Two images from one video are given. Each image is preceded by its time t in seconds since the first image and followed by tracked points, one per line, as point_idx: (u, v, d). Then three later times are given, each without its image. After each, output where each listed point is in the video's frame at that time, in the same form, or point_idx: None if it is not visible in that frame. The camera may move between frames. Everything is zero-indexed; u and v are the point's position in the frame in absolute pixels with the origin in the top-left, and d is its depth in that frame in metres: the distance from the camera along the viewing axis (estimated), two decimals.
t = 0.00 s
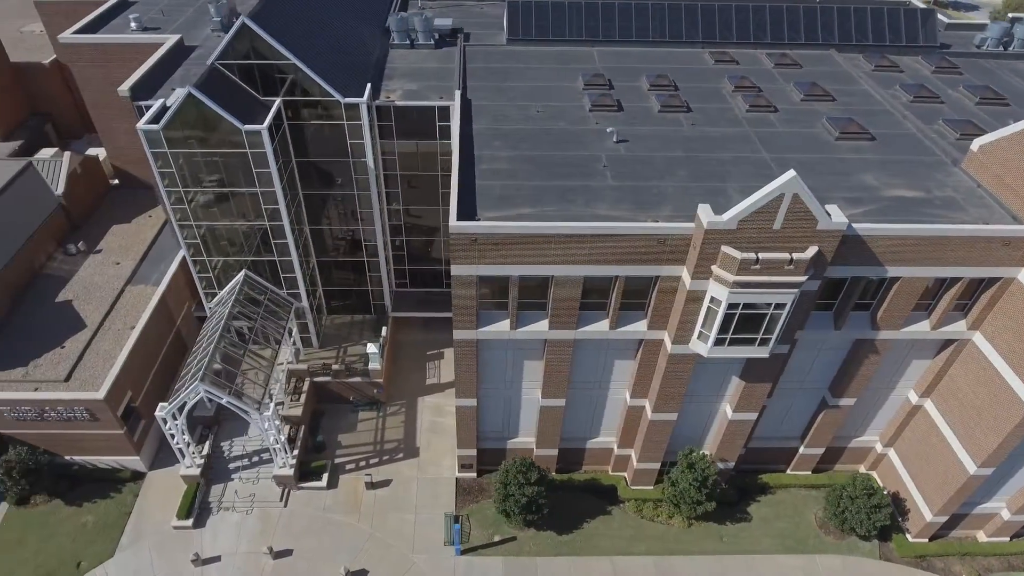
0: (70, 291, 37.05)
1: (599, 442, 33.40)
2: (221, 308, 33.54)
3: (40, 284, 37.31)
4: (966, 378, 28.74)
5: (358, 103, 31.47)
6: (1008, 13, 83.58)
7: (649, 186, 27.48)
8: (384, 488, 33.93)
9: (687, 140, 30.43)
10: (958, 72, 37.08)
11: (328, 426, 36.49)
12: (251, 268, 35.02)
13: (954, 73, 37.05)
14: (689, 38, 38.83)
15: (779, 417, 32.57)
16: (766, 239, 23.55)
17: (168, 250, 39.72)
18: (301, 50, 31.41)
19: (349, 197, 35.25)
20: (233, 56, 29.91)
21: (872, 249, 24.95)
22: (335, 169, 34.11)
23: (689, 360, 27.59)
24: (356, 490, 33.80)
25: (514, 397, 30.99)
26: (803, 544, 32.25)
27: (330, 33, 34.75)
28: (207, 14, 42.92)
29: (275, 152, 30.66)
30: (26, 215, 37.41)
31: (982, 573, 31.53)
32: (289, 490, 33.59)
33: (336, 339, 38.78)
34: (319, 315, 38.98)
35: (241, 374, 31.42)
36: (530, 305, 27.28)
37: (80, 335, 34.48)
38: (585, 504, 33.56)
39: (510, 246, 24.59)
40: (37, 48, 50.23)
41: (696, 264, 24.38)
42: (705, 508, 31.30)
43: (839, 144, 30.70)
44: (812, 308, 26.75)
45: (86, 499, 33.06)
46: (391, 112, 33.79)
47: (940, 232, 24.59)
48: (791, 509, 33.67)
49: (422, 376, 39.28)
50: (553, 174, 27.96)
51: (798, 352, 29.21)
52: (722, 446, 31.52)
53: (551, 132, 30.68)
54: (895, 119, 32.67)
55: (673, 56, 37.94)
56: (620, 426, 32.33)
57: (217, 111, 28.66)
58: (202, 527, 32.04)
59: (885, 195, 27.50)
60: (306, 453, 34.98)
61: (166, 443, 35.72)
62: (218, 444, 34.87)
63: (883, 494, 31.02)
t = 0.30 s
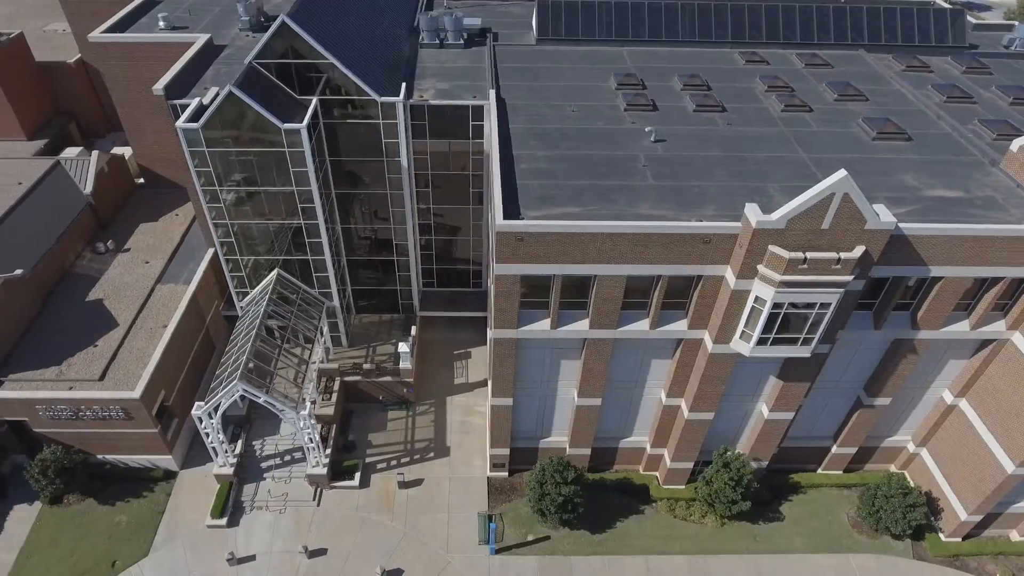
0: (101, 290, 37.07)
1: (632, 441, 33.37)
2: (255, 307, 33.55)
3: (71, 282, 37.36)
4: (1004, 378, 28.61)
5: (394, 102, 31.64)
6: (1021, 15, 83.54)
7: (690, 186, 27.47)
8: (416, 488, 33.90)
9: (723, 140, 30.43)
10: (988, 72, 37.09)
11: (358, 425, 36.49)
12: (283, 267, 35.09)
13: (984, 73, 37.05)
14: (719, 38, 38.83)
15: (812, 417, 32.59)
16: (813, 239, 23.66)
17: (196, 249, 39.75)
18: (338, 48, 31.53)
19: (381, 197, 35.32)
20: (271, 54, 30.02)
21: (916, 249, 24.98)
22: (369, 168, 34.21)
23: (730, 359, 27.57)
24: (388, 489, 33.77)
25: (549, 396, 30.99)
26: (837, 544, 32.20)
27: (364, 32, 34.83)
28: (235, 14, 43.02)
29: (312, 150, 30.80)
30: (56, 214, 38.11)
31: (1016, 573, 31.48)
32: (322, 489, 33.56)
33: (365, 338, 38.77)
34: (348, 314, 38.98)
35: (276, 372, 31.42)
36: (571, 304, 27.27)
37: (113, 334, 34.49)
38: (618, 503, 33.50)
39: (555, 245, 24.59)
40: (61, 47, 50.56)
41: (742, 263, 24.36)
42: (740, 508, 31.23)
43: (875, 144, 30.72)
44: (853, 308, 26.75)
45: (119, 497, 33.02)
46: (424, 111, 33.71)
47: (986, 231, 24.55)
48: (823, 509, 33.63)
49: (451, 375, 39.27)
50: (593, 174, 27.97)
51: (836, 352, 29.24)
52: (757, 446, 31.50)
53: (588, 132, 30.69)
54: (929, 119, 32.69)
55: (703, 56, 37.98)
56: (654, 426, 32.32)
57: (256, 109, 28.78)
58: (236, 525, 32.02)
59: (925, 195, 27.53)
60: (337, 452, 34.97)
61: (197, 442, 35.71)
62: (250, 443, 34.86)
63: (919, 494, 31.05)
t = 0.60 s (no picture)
0: (129, 289, 37.00)
1: (664, 440, 33.42)
2: (287, 307, 33.60)
3: (98, 282, 37.29)
4: None
5: (429, 101, 31.73)
6: None
7: (729, 185, 27.48)
8: (447, 487, 33.90)
9: (758, 139, 30.42)
10: (1016, 71, 37.12)
11: (388, 424, 36.49)
12: (315, 266, 35.20)
13: (1012, 72, 37.08)
14: (746, 36, 38.73)
15: (844, 416, 32.69)
16: (859, 237, 23.68)
17: (223, 248, 39.75)
18: (372, 47, 31.53)
19: (412, 196, 35.37)
20: (307, 53, 30.08)
21: (959, 248, 25.03)
22: (401, 168, 34.27)
23: (768, 358, 27.60)
24: (420, 488, 33.77)
25: (583, 395, 31.03)
26: (870, 543, 32.24)
27: (394, 31, 34.77)
28: (259, 13, 42.97)
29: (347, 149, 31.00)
30: (83, 213, 38.27)
31: None
32: (354, 488, 33.55)
33: (393, 337, 38.77)
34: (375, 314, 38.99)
35: (311, 371, 31.43)
36: (611, 303, 27.26)
37: (143, 333, 34.45)
38: (650, 502, 33.52)
39: (599, 244, 24.60)
40: (81, 46, 50.40)
41: (787, 262, 24.40)
42: (774, 507, 31.29)
43: (910, 143, 30.75)
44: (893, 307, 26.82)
45: (151, 497, 32.99)
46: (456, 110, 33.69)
47: None
48: (854, 508, 33.68)
49: (478, 374, 39.29)
50: (632, 173, 27.97)
51: (872, 351, 29.35)
52: (791, 444, 31.54)
53: (623, 131, 30.68)
54: (961, 118, 32.72)
55: (730, 54, 37.91)
56: (687, 425, 32.36)
57: (294, 107, 28.97)
58: (269, 525, 32.02)
59: (964, 194, 27.57)
60: (368, 451, 34.97)
61: (227, 441, 35.68)
62: (281, 442, 34.86)
63: (954, 493, 31.12)
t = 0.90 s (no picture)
0: (160, 288, 37.00)
1: (697, 439, 33.44)
2: (320, 305, 33.60)
3: (129, 281, 37.26)
4: None
5: (465, 100, 31.56)
6: None
7: (770, 184, 27.49)
8: (480, 486, 33.91)
9: (795, 139, 30.42)
10: None
11: (418, 423, 36.49)
12: (347, 265, 35.24)
13: None
14: (775, 36, 38.69)
15: (878, 416, 32.70)
16: (906, 236, 23.75)
17: (251, 247, 39.79)
18: (409, 46, 31.57)
19: (444, 195, 35.36)
20: (346, 51, 30.25)
21: (1003, 248, 25.03)
22: (434, 166, 34.25)
23: (808, 357, 27.62)
24: (452, 487, 33.78)
25: (619, 394, 31.03)
26: (903, 543, 32.25)
27: (427, 30, 34.71)
28: (285, 11, 42.95)
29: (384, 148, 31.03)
30: (112, 211, 38.28)
31: None
32: (387, 487, 33.55)
33: (421, 336, 38.77)
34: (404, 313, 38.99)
35: (347, 369, 31.46)
36: (652, 301, 27.25)
37: (176, 331, 34.43)
38: (683, 501, 33.52)
39: (645, 242, 24.62)
40: (104, 46, 50.48)
41: (832, 261, 24.42)
42: (809, 506, 31.28)
43: (946, 143, 30.74)
44: (934, 306, 26.81)
45: (185, 495, 32.99)
46: (490, 109, 33.68)
47: None
48: (887, 508, 33.69)
49: (506, 373, 39.32)
50: (672, 172, 27.99)
51: (910, 351, 29.36)
52: (826, 444, 31.51)
53: (659, 130, 30.70)
54: (995, 119, 32.72)
55: (760, 54, 37.88)
56: (721, 424, 32.35)
57: (334, 106, 29.07)
58: (304, 523, 32.01)
59: (1004, 193, 27.60)
60: (399, 450, 34.97)
61: (258, 439, 35.69)
62: (313, 440, 34.87)
63: (989, 493, 31.13)
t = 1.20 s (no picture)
0: (189, 287, 36.94)
1: (729, 438, 33.48)
2: (353, 304, 33.63)
3: (157, 279, 37.22)
4: None
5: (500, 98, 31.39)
6: None
7: (809, 182, 27.52)
8: (512, 485, 33.90)
9: (830, 138, 30.44)
10: None
11: (448, 422, 36.49)
12: (379, 264, 35.30)
13: None
14: (803, 36, 38.70)
15: (910, 414, 32.76)
16: (952, 235, 23.87)
17: (278, 246, 39.79)
18: (444, 44, 31.62)
19: (475, 194, 35.32)
20: (383, 49, 30.39)
21: None
22: (466, 165, 34.20)
23: (847, 356, 27.66)
24: (484, 486, 33.78)
25: (654, 393, 31.06)
26: (936, 542, 32.25)
27: (459, 28, 34.67)
28: (310, 11, 42.96)
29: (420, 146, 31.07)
30: (140, 210, 38.26)
31: None
32: (419, 485, 33.54)
33: (449, 335, 38.77)
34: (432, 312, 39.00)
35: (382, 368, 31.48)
36: (692, 300, 27.29)
37: (207, 329, 34.42)
38: (715, 500, 33.51)
39: (690, 241, 24.66)
40: (125, 45, 50.32)
41: (877, 260, 24.45)
42: (843, 505, 31.29)
43: (981, 143, 30.75)
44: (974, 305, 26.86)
45: (217, 494, 32.95)
46: (522, 108, 33.81)
47: None
48: (918, 507, 33.70)
49: (534, 372, 39.34)
50: (711, 170, 28.03)
51: (947, 350, 29.41)
52: (860, 443, 31.57)
53: (695, 129, 30.73)
54: None
55: (789, 53, 37.86)
56: (754, 423, 32.40)
57: (373, 105, 29.14)
58: (337, 522, 32.02)
59: None
60: (430, 449, 34.95)
61: (288, 438, 35.67)
62: (344, 439, 34.86)
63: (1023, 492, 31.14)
